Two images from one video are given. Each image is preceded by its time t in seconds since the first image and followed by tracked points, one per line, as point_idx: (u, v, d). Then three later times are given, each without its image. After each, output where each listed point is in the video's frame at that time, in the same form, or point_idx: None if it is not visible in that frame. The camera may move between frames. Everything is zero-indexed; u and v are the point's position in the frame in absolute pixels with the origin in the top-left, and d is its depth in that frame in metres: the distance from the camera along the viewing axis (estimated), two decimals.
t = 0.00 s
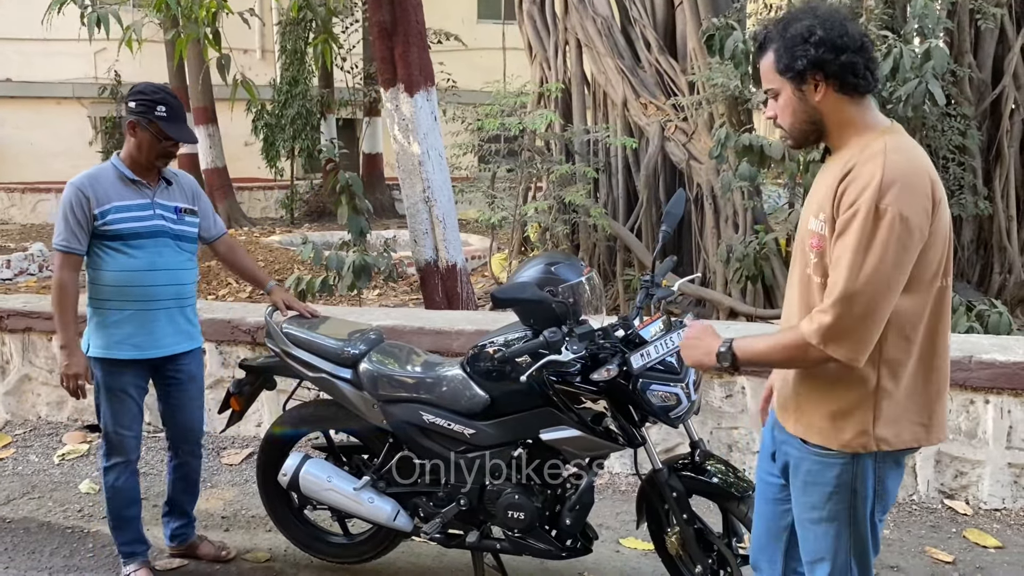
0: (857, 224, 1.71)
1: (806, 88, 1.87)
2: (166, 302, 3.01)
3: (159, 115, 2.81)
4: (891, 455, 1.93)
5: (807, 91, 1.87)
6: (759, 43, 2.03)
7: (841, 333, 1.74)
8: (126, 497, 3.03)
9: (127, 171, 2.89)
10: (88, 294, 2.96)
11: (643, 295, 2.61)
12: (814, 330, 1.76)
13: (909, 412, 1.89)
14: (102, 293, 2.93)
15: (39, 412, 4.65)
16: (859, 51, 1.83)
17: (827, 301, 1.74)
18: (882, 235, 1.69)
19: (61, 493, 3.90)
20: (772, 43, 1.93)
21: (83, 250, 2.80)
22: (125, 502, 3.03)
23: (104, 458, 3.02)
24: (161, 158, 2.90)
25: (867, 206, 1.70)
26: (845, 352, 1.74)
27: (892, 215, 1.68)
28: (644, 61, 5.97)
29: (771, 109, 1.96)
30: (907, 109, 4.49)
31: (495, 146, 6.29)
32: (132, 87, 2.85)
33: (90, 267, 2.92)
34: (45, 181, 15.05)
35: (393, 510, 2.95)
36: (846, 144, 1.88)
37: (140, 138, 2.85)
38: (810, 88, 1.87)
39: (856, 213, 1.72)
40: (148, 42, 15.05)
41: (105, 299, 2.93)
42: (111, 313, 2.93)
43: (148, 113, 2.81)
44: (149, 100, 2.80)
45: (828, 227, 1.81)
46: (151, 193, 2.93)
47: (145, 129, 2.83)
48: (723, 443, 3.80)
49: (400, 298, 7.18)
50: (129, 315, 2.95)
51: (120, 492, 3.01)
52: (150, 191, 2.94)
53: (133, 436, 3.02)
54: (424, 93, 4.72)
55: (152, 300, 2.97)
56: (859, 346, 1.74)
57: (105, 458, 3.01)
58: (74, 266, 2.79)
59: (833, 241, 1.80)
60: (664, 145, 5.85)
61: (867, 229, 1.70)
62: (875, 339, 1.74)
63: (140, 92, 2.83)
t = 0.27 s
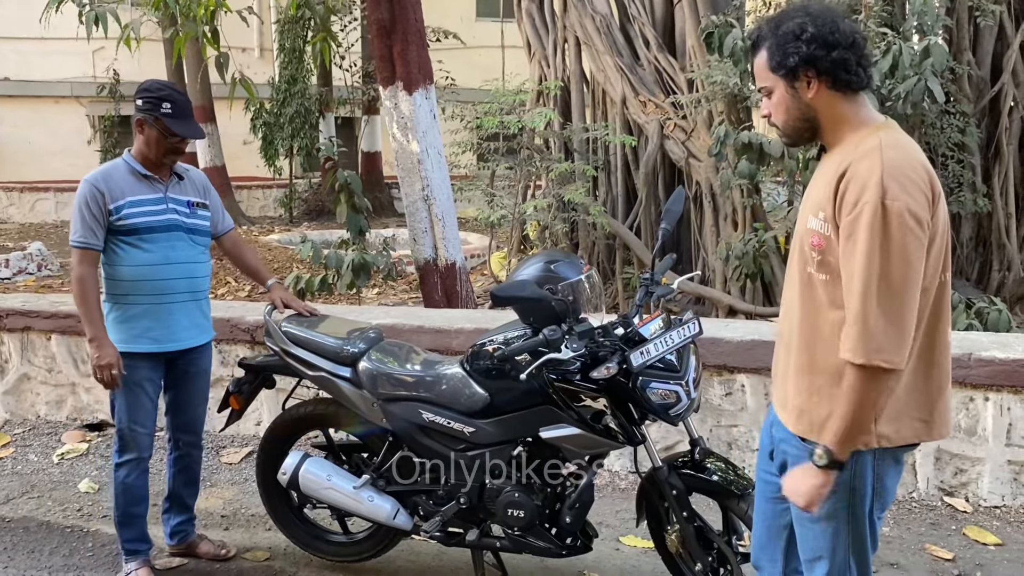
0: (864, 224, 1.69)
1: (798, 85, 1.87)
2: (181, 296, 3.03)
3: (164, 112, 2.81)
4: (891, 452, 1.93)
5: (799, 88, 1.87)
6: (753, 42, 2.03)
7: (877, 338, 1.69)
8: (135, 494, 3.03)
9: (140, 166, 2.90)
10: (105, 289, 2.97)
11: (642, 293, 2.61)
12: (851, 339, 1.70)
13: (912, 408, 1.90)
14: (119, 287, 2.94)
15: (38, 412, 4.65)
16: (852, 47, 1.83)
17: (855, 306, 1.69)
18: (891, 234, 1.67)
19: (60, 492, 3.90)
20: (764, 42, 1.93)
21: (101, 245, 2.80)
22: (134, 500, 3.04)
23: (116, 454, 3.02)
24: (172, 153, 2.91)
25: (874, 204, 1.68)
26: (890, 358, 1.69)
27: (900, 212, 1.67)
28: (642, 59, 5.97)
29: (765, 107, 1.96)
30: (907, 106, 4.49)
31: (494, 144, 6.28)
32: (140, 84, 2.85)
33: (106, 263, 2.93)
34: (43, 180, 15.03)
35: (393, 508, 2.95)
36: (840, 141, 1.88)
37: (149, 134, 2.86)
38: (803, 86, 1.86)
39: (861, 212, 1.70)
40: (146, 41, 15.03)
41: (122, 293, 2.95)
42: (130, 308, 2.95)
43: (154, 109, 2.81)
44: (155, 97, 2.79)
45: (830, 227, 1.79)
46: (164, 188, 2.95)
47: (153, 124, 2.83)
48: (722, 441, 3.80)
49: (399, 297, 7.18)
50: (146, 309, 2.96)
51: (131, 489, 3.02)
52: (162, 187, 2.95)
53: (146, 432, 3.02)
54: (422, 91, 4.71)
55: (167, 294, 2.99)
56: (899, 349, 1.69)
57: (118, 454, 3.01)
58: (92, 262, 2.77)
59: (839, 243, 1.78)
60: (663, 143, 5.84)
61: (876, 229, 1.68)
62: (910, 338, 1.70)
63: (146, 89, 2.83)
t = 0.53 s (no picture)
0: (871, 220, 1.68)
1: (791, 84, 1.87)
2: (186, 293, 3.03)
3: (163, 113, 2.80)
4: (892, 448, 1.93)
5: (792, 86, 1.87)
6: (745, 43, 2.04)
7: (909, 330, 1.67)
8: (146, 492, 3.02)
9: (145, 166, 2.91)
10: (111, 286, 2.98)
11: (641, 291, 2.62)
12: (882, 336, 1.68)
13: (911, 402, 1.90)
14: (124, 284, 2.95)
15: (36, 411, 4.64)
16: (843, 44, 1.83)
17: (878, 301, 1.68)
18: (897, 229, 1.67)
19: (59, 492, 3.90)
20: (756, 42, 1.93)
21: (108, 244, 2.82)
22: (144, 498, 3.02)
23: (127, 452, 2.99)
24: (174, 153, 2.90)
25: (881, 198, 1.68)
26: (927, 349, 1.67)
27: (905, 206, 1.67)
28: (640, 57, 5.97)
29: (758, 106, 1.96)
30: (905, 104, 4.49)
31: (493, 143, 6.28)
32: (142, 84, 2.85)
33: (112, 261, 2.94)
34: (41, 180, 15.01)
35: (392, 507, 2.95)
36: (833, 139, 1.88)
37: (150, 134, 2.86)
38: (795, 84, 1.86)
39: (867, 208, 1.69)
40: (144, 40, 15.02)
41: (127, 291, 2.95)
42: (136, 305, 2.96)
43: (153, 110, 2.80)
44: (153, 98, 2.79)
45: (829, 224, 1.79)
46: (170, 187, 2.95)
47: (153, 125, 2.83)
48: (721, 439, 3.80)
49: (398, 295, 7.19)
50: (152, 306, 2.97)
51: (141, 486, 3.01)
52: (169, 186, 2.96)
53: (158, 426, 2.99)
54: (421, 90, 4.71)
55: (173, 291, 3.00)
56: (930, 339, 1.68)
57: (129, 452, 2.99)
58: (99, 260, 2.81)
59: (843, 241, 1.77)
60: (662, 141, 5.84)
61: (883, 225, 1.67)
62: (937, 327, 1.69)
63: (147, 90, 2.83)
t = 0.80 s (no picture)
0: (867, 219, 1.68)
1: (787, 83, 1.87)
2: (187, 293, 3.04)
3: (154, 117, 2.80)
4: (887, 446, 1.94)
5: (789, 85, 1.87)
6: (740, 44, 2.04)
7: (891, 331, 1.68)
8: (162, 493, 3.03)
9: (144, 167, 2.90)
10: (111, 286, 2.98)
11: (639, 290, 2.63)
12: (864, 334, 1.69)
13: (907, 402, 1.90)
14: (126, 285, 2.95)
15: (33, 411, 4.63)
16: (838, 42, 1.84)
17: (866, 299, 1.68)
18: (894, 227, 1.67)
19: (56, 492, 3.89)
20: (752, 43, 1.93)
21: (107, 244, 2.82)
22: (160, 499, 3.03)
23: (139, 454, 3.01)
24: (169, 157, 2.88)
25: (879, 197, 1.68)
26: (905, 350, 1.68)
27: (903, 205, 1.67)
28: (637, 56, 5.97)
29: (756, 106, 1.96)
30: (902, 103, 4.49)
31: (490, 142, 6.27)
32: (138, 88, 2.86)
33: (113, 261, 2.94)
34: (38, 180, 14.98)
35: (390, 506, 2.95)
36: (831, 138, 1.88)
37: (144, 137, 2.85)
38: (792, 83, 1.86)
39: (864, 207, 1.69)
40: (140, 39, 14.99)
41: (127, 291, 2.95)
42: (136, 304, 2.96)
43: (145, 114, 2.80)
44: (144, 102, 2.79)
45: (827, 222, 1.79)
46: (169, 187, 2.95)
47: (144, 128, 2.82)
48: (719, 438, 3.80)
49: (395, 295, 7.18)
50: (152, 306, 2.97)
51: (155, 487, 3.02)
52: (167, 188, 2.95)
53: (169, 424, 3.02)
54: (418, 89, 4.71)
55: (173, 291, 2.99)
56: (912, 341, 1.69)
57: (142, 454, 3.00)
58: (99, 262, 2.80)
59: (840, 239, 1.77)
60: (659, 140, 5.84)
61: (880, 224, 1.67)
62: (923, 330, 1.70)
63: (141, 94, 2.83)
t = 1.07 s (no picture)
0: (862, 217, 1.69)
1: (784, 81, 1.87)
2: (191, 297, 3.05)
3: (140, 123, 2.78)
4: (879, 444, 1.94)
5: (785, 83, 1.87)
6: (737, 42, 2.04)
7: (881, 328, 1.69)
8: (158, 493, 3.04)
9: (136, 171, 2.87)
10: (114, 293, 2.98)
11: (636, 289, 2.63)
12: (854, 331, 1.70)
13: (901, 400, 1.91)
14: (133, 292, 2.95)
15: (30, 411, 4.63)
16: (835, 40, 1.84)
17: (859, 296, 1.69)
18: (889, 226, 1.68)
19: (53, 492, 3.89)
20: (748, 41, 1.94)
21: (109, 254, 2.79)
22: (155, 500, 3.03)
23: (134, 455, 3.01)
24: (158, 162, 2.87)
25: (874, 195, 1.68)
26: (895, 348, 1.69)
27: (897, 204, 1.67)
28: (634, 55, 5.97)
29: (752, 104, 1.96)
30: (898, 102, 4.49)
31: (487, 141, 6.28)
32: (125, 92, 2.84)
33: (115, 268, 2.94)
34: (34, 180, 14.95)
35: (388, 506, 2.95)
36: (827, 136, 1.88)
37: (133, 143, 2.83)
38: (788, 81, 1.86)
39: (860, 204, 1.70)
40: (136, 39, 14.97)
41: (132, 297, 2.95)
42: (142, 310, 2.97)
43: (132, 120, 2.79)
44: (130, 108, 2.77)
45: (823, 219, 1.79)
46: (164, 192, 2.94)
47: (133, 133, 2.80)
48: (717, 436, 3.81)
49: (393, 294, 7.18)
50: (158, 311, 2.98)
51: (149, 488, 3.02)
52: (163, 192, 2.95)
53: (165, 426, 3.04)
54: (414, 88, 4.71)
55: (178, 296, 3.01)
56: (902, 339, 1.70)
57: (137, 455, 3.01)
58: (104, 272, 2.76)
59: (835, 237, 1.78)
60: (655, 139, 5.84)
61: (874, 222, 1.68)
62: (913, 329, 1.71)
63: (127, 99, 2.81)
